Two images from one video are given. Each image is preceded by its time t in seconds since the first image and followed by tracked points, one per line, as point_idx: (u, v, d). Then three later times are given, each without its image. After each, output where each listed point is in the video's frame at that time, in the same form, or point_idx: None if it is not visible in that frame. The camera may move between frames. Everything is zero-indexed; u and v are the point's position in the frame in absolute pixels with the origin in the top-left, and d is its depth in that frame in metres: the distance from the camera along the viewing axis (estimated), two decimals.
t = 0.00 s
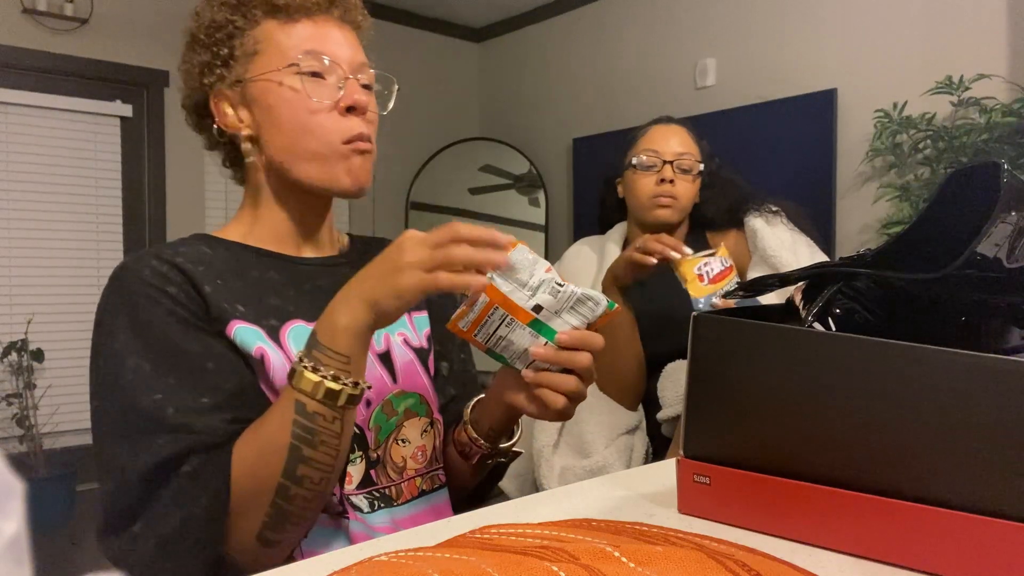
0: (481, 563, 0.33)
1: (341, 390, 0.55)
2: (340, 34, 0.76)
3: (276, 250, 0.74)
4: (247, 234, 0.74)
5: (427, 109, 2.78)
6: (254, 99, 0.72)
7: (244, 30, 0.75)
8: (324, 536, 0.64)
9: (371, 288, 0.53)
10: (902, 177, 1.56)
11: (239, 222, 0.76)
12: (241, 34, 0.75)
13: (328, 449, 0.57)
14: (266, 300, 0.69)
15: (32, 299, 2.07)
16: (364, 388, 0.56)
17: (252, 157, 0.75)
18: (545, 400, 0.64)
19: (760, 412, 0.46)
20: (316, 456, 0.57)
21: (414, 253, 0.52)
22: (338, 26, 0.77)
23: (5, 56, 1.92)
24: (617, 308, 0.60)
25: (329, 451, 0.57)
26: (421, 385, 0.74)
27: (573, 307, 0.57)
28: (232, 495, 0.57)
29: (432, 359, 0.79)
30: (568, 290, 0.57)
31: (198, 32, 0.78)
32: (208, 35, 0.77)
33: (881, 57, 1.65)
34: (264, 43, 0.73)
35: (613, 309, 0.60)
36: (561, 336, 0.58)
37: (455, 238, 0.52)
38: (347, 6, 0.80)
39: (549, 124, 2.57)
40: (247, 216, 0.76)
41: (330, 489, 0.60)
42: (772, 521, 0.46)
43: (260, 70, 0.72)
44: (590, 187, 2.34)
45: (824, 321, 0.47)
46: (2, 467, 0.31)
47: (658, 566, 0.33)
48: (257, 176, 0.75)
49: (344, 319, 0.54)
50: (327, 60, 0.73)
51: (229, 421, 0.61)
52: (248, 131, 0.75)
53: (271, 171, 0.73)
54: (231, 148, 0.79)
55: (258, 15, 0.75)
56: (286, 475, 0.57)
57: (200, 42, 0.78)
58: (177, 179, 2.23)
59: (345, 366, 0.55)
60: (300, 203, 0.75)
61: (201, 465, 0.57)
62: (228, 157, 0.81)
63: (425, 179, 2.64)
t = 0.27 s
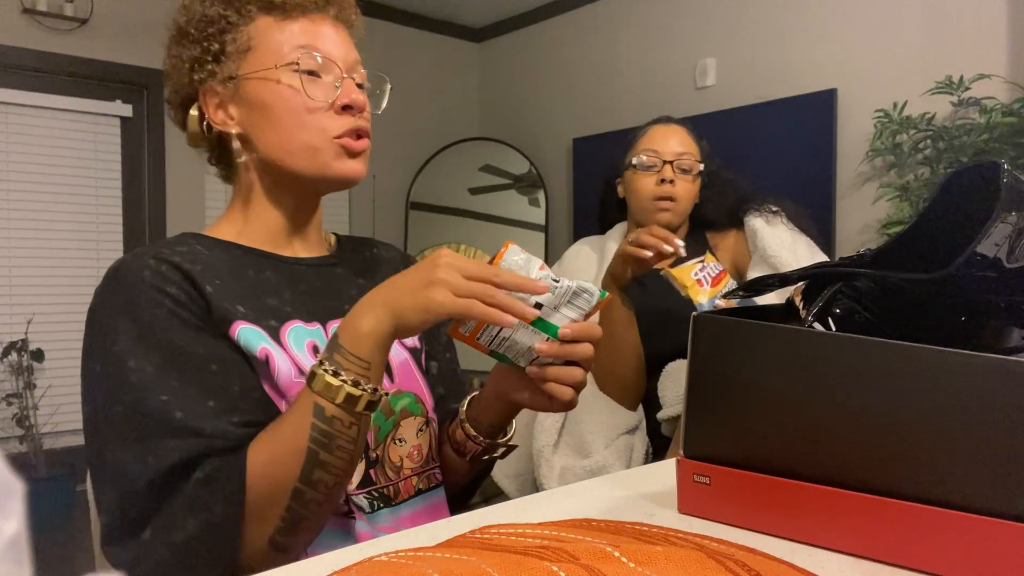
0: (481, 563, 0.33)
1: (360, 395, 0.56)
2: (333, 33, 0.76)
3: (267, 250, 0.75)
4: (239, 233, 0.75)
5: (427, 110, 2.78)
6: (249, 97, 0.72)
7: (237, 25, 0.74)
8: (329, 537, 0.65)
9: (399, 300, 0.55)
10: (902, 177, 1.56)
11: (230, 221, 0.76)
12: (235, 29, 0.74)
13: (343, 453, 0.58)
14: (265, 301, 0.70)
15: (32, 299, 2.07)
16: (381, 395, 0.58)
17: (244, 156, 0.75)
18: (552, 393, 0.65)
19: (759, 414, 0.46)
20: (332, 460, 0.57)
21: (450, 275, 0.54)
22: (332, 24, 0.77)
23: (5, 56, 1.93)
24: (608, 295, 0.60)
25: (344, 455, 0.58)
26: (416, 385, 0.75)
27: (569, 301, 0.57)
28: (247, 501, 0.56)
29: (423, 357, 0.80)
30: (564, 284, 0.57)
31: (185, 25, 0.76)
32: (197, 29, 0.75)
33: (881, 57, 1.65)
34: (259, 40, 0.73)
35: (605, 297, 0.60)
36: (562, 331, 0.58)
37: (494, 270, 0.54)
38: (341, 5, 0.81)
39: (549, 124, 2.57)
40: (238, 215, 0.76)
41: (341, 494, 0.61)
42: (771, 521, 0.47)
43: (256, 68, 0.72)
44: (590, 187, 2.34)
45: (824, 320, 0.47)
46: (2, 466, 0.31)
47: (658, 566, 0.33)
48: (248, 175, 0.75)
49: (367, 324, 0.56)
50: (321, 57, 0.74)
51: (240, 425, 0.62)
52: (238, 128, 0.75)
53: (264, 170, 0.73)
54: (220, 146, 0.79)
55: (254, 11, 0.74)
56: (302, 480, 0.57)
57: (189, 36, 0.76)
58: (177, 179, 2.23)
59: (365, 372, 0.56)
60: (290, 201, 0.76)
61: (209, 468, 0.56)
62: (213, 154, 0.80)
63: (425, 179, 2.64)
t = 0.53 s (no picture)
0: (481, 563, 0.33)
1: (371, 400, 0.56)
2: (325, 30, 0.77)
3: (263, 249, 0.74)
4: (235, 232, 0.74)
5: (427, 109, 2.78)
6: (242, 94, 0.72)
7: (229, 24, 0.75)
8: (331, 538, 0.65)
9: (415, 306, 0.55)
10: (902, 177, 1.56)
11: (224, 221, 0.75)
12: (227, 28, 0.74)
13: (351, 456, 0.58)
14: (262, 300, 0.70)
15: (32, 299, 2.07)
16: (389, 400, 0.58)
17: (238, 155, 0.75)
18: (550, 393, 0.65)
19: (758, 414, 0.46)
20: (339, 464, 0.57)
21: (466, 283, 0.54)
22: (323, 22, 0.78)
23: (5, 56, 1.93)
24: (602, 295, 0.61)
25: (352, 459, 0.58)
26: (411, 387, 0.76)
27: (567, 302, 0.57)
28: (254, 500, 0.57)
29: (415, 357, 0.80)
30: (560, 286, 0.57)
31: (180, 27, 0.77)
32: (192, 30, 0.76)
33: (880, 57, 1.65)
34: (251, 37, 0.73)
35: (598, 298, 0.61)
36: (561, 332, 0.58)
37: (512, 281, 0.54)
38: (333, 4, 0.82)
39: (548, 124, 2.57)
40: (232, 214, 0.75)
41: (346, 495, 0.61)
42: (771, 521, 0.47)
43: (248, 65, 0.72)
44: (590, 187, 2.34)
45: (824, 320, 0.47)
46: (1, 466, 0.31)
47: (659, 566, 0.33)
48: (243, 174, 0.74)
49: (380, 328, 0.56)
50: (313, 53, 0.74)
51: (242, 427, 0.62)
52: (233, 127, 0.75)
53: (260, 168, 0.73)
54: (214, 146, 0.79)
55: (245, 9, 0.75)
56: (309, 483, 0.57)
57: (183, 38, 0.77)
58: (177, 179, 2.23)
59: (377, 376, 0.56)
60: (284, 199, 0.76)
61: (216, 468, 0.58)
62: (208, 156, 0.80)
63: (425, 179, 2.64)
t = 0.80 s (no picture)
0: (481, 563, 0.33)
1: (370, 402, 0.56)
2: (330, 32, 0.77)
3: (265, 249, 0.74)
4: (236, 233, 0.74)
5: (427, 109, 2.78)
6: (247, 96, 0.73)
7: (236, 27, 0.76)
8: (328, 538, 0.65)
9: (413, 304, 0.55)
10: (902, 177, 1.56)
11: (226, 221, 0.75)
12: (234, 31, 0.75)
13: (349, 458, 0.57)
14: (261, 299, 0.70)
15: (32, 299, 2.07)
16: (389, 402, 0.57)
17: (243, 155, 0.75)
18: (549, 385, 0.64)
19: (759, 413, 0.46)
20: (336, 466, 0.57)
21: (458, 278, 0.54)
22: (329, 24, 0.78)
23: (6, 56, 1.93)
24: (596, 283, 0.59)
25: (350, 460, 0.57)
26: (410, 387, 0.76)
27: (561, 293, 0.56)
28: (251, 500, 0.56)
29: (415, 358, 0.80)
30: (552, 277, 0.56)
31: (190, 30, 0.78)
32: (201, 34, 0.77)
33: (880, 57, 1.65)
34: (258, 40, 0.74)
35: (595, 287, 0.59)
36: (555, 323, 0.57)
37: (505, 272, 0.54)
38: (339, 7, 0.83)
39: (548, 124, 2.57)
40: (235, 215, 0.75)
41: (343, 497, 0.61)
42: (771, 521, 0.47)
43: (253, 66, 0.73)
44: (590, 187, 2.34)
45: (824, 320, 0.47)
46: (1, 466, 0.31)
47: (659, 566, 0.33)
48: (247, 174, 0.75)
49: (381, 330, 0.56)
50: (319, 55, 0.75)
51: (241, 425, 0.62)
52: (238, 128, 0.75)
53: (263, 168, 0.74)
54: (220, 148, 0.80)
55: (252, 12, 0.76)
56: (305, 484, 0.57)
57: (192, 41, 0.78)
58: (177, 179, 2.23)
59: (376, 378, 0.56)
60: (287, 199, 0.76)
61: (213, 467, 0.58)
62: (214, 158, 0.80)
63: (425, 179, 2.64)
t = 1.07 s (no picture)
0: (481, 563, 0.33)
1: (365, 397, 0.56)
2: (341, 35, 0.78)
3: (275, 249, 0.75)
4: (247, 233, 0.75)
5: (427, 109, 2.78)
6: (259, 100, 0.74)
7: (249, 33, 0.77)
8: (325, 534, 0.65)
9: (409, 302, 0.55)
10: (902, 177, 1.56)
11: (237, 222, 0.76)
12: (247, 37, 0.77)
13: (343, 453, 0.57)
14: (265, 298, 0.70)
15: (32, 299, 2.07)
16: (384, 398, 0.57)
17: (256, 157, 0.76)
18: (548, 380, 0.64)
19: (758, 413, 0.46)
20: (331, 461, 0.57)
21: (456, 279, 0.54)
22: (341, 28, 0.79)
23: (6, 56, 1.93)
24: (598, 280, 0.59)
25: (344, 456, 0.57)
26: (415, 386, 0.75)
27: (557, 288, 0.56)
28: (246, 493, 0.56)
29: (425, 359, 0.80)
30: (551, 272, 0.56)
31: (206, 37, 0.79)
32: (216, 40, 0.78)
33: (881, 56, 1.65)
34: (268, 45, 0.75)
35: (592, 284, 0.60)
36: (555, 318, 0.56)
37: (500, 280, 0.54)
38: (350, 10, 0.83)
39: (549, 123, 2.57)
40: (246, 216, 0.76)
41: (339, 492, 0.61)
42: (771, 521, 0.47)
43: (264, 71, 0.74)
44: (590, 187, 2.34)
45: (824, 321, 0.47)
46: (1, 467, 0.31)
47: (658, 566, 0.33)
48: (260, 175, 0.76)
49: (375, 326, 0.56)
50: (327, 58, 0.75)
51: (238, 419, 0.61)
52: (252, 133, 0.76)
53: (276, 170, 0.74)
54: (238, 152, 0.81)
55: (263, 18, 0.77)
56: (300, 478, 0.57)
57: (208, 48, 0.79)
58: (178, 179, 2.23)
59: (370, 374, 0.56)
60: (298, 200, 0.77)
61: (209, 460, 0.57)
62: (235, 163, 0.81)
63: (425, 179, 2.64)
